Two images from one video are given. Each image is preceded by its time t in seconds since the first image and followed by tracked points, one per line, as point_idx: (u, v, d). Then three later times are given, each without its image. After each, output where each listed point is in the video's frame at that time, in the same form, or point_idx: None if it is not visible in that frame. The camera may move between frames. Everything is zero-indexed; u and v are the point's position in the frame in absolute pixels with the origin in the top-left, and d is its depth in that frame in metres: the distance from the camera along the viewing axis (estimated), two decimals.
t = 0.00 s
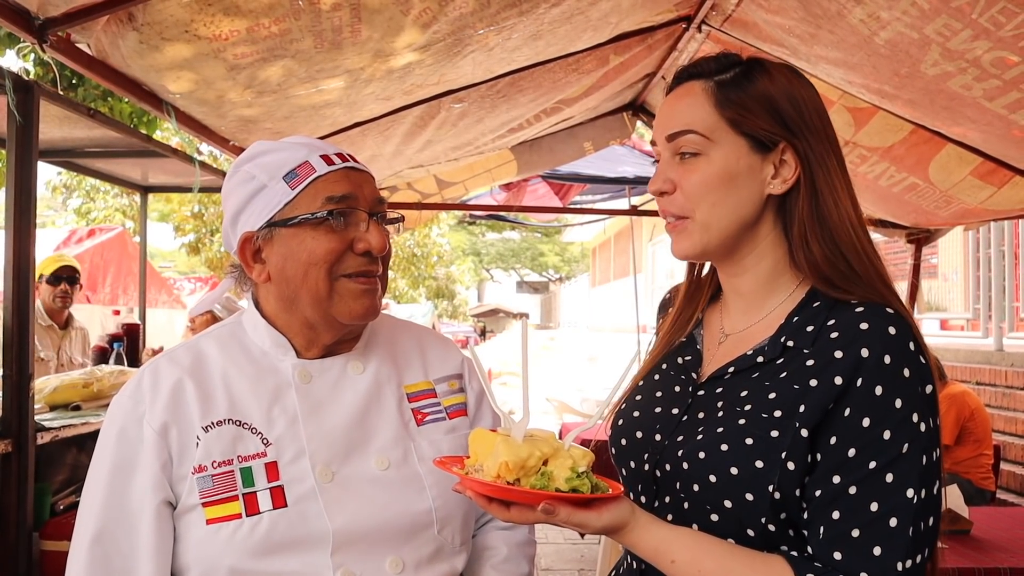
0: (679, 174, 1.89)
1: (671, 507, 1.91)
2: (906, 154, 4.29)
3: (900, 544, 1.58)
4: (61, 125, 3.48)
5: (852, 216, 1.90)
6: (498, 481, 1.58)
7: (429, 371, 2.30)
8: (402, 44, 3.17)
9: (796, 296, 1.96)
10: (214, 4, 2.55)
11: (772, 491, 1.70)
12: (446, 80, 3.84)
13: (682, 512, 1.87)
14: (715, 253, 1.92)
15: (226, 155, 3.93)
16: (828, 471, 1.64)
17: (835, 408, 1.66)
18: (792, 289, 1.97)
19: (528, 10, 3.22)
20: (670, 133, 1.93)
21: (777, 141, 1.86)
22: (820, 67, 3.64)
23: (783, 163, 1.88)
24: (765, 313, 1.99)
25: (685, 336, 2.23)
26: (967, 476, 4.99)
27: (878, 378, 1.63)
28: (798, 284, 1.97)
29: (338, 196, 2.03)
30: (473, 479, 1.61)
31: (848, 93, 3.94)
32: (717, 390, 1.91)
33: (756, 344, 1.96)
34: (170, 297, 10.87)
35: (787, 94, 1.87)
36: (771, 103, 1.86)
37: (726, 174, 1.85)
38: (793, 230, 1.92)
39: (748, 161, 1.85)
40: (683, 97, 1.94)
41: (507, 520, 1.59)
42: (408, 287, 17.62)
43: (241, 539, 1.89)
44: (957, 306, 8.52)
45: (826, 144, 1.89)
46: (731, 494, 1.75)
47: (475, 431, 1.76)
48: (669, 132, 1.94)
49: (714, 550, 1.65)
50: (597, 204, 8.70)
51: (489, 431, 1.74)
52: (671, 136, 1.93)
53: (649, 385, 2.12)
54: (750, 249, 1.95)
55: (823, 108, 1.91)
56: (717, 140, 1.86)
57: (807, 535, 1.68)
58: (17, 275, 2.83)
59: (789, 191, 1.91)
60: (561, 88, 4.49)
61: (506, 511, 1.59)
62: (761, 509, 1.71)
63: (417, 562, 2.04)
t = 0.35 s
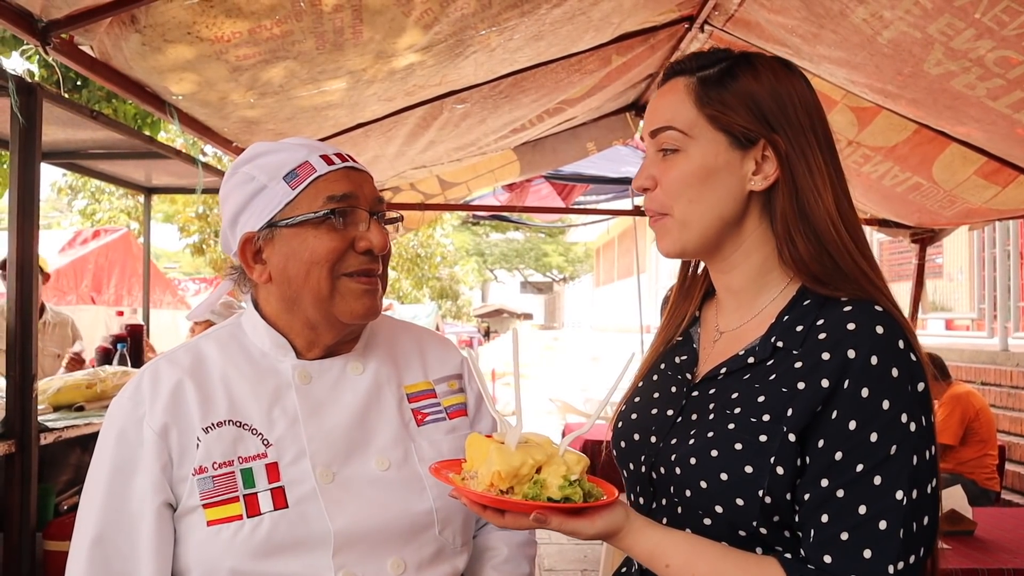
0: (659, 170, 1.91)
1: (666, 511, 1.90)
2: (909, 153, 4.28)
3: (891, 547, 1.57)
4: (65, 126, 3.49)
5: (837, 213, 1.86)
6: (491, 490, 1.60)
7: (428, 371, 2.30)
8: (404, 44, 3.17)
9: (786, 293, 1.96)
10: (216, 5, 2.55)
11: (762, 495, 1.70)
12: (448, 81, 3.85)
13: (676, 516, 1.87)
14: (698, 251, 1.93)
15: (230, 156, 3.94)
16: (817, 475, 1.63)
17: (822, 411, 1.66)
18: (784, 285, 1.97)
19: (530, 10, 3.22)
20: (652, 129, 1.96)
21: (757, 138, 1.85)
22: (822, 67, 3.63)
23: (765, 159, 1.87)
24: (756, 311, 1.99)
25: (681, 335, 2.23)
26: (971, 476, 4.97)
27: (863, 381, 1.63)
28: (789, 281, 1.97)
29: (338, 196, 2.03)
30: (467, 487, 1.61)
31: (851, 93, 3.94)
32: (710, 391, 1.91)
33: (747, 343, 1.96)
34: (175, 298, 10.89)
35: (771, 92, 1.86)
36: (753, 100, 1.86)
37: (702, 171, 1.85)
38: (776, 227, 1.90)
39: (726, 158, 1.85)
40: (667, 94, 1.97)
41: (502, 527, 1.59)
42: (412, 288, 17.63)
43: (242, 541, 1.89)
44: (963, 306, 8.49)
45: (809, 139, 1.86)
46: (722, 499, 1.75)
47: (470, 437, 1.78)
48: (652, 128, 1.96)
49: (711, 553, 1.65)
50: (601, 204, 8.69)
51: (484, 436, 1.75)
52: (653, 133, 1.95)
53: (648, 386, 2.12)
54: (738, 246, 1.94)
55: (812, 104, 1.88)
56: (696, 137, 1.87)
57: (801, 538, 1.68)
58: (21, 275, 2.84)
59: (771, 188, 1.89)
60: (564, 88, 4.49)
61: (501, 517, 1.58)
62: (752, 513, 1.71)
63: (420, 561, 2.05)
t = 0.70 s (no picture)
0: (655, 176, 1.91)
1: (675, 517, 1.91)
2: (908, 153, 4.28)
3: (899, 547, 1.56)
4: (63, 127, 3.49)
5: (832, 206, 1.86)
6: (494, 497, 1.60)
7: (424, 370, 2.30)
8: (402, 44, 3.17)
9: (787, 290, 1.96)
10: (214, 5, 2.55)
11: (768, 499, 1.70)
12: (446, 81, 3.85)
13: (685, 522, 1.87)
14: (699, 254, 1.94)
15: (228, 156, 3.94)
16: (822, 476, 1.63)
17: (826, 411, 1.67)
18: (785, 283, 1.97)
19: (528, 10, 3.22)
20: (645, 134, 1.97)
21: (749, 136, 1.85)
22: (820, 66, 3.63)
23: (759, 156, 1.86)
24: (758, 311, 1.99)
25: (684, 337, 2.23)
26: (970, 476, 4.99)
27: (866, 379, 1.63)
28: (790, 277, 1.96)
29: (331, 196, 2.03)
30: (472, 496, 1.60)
31: (849, 92, 3.94)
32: (714, 394, 1.91)
33: (749, 344, 1.96)
34: (174, 298, 10.89)
35: (758, 88, 1.86)
36: (741, 98, 1.86)
37: (698, 173, 1.86)
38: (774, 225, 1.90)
39: (721, 159, 1.86)
40: (656, 98, 1.98)
41: (507, 535, 1.58)
42: (411, 288, 17.62)
43: (240, 540, 1.89)
44: (961, 306, 8.50)
45: (801, 134, 1.85)
46: (728, 503, 1.75)
47: (476, 445, 1.78)
48: (645, 135, 1.97)
49: (720, 559, 1.65)
50: (600, 204, 8.69)
51: (489, 444, 1.76)
52: (646, 138, 1.96)
53: (653, 390, 2.13)
54: (738, 245, 1.94)
55: (802, 97, 1.87)
56: (689, 140, 1.88)
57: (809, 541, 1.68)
58: (18, 276, 2.84)
59: (768, 185, 1.89)
60: (562, 88, 4.49)
61: (506, 525, 1.58)
62: (759, 517, 1.71)
63: (419, 560, 2.05)
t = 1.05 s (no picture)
0: (654, 173, 1.92)
1: (672, 516, 1.91)
2: (904, 153, 4.30)
3: (898, 550, 1.57)
4: (59, 127, 3.48)
5: (832, 206, 1.86)
6: (487, 497, 1.61)
7: (426, 373, 2.30)
8: (399, 45, 3.17)
9: (791, 290, 1.96)
10: (211, 5, 2.55)
11: (766, 498, 1.70)
12: (444, 81, 3.85)
13: (682, 521, 1.87)
14: (698, 251, 1.94)
15: (226, 156, 3.94)
16: (821, 477, 1.64)
17: (826, 411, 1.67)
18: (787, 283, 1.97)
19: (525, 10, 3.22)
20: (646, 131, 1.97)
21: (750, 136, 1.85)
22: (817, 66, 3.64)
23: (760, 155, 1.87)
24: (759, 311, 2.00)
25: (687, 336, 2.24)
26: (967, 475, 5.01)
27: (867, 379, 1.64)
28: (792, 278, 1.97)
29: (331, 198, 2.03)
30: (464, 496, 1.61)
31: (846, 92, 3.95)
32: (714, 393, 1.92)
33: (752, 343, 1.96)
34: (170, 299, 10.88)
35: (761, 87, 1.86)
36: (743, 97, 1.87)
37: (698, 171, 1.86)
38: (775, 223, 1.90)
39: (720, 158, 1.86)
40: (658, 95, 1.98)
41: (500, 535, 1.59)
42: (408, 288, 17.61)
43: (244, 544, 1.89)
44: (957, 306, 8.52)
45: (803, 133, 1.85)
46: (725, 503, 1.75)
47: (468, 445, 1.78)
48: (646, 131, 1.97)
49: (714, 559, 1.65)
50: (597, 205, 8.70)
51: (482, 444, 1.76)
52: (647, 135, 1.97)
53: (655, 390, 2.13)
54: (738, 244, 1.95)
55: (806, 97, 1.87)
56: (689, 138, 1.89)
57: (806, 542, 1.68)
58: (16, 276, 2.84)
59: (768, 185, 1.89)
60: (559, 89, 4.49)
61: (499, 526, 1.58)
62: (756, 517, 1.71)
63: (420, 564, 2.05)
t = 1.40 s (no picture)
0: (650, 170, 1.92)
1: (670, 517, 1.91)
2: (904, 154, 4.30)
3: (898, 547, 1.57)
4: (59, 128, 3.48)
5: (830, 204, 1.85)
6: (486, 496, 1.60)
7: (426, 372, 2.31)
8: (399, 45, 3.17)
9: (786, 288, 1.96)
10: (212, 6, 2.55)
11: (765, 498, 1.70)
12: (444, 82, 3.85)
13: (680, 522, 1.87)
14: (691, 249, 1.94)
15: (226, 157, 3.93)
16: (821, 476, 1.64)
17: (824, 410, 1.67)
18: (783, 281, 1.97)
19: (526, 11, 3.22)
20: (642, 128, 1.97)
21: (746, 133, 1.85)
22: (817, 67, 3.64)
23: (756, 154, 1.87)
24: (755, 310, 1.99)
25: (681, 337, 2.24)
26: (966, 476, 5.00)
27: (866, 377, 1.63)
28: (788, 277, 1.96)
29: (331, 200, 2.02)
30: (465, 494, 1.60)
31: (846, 93, 3.95)
32: (711, 393, 1.92)
33: (747, 342, 1.96)
34: (170, 301, 10.88)
35: (758, 84, 1.86)
36: (740, 94, 1.87)
37: (693, 168, 1.86)
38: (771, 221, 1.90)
39: (716, 155, 1.86)
40: (655, 93, 1.98)
41: (500, 535, 1.58)
42: (407, 289, 17.59)
43: (253, 542, 1.88)
44: (956, 306, 8.53)
45: (799, 131, 1.85)
46: (725, 503, 1.75)
47: (467, 444, 1.78)
48: (642, 129, 1.97)
49: (712, 558, 1.65)
50: (596, 206, 8.70)
51: (481, 443, 1.76)
52: (643, 132, 1.96)
53: (649, 390, 2.13)
54: (732, 242, 1.95)
55: (802, 96, 1.87)
56: (685, 135, 1.88)
57: (806, 541, 1.68)
58: (16, 279, 2.83)
59: (764, 183, 1.89)
60: (559, 90, 4.49)
61: (499, 525, 1.58)
62: (756, 517, 1.71)
63: (427, 562, 2.05)
